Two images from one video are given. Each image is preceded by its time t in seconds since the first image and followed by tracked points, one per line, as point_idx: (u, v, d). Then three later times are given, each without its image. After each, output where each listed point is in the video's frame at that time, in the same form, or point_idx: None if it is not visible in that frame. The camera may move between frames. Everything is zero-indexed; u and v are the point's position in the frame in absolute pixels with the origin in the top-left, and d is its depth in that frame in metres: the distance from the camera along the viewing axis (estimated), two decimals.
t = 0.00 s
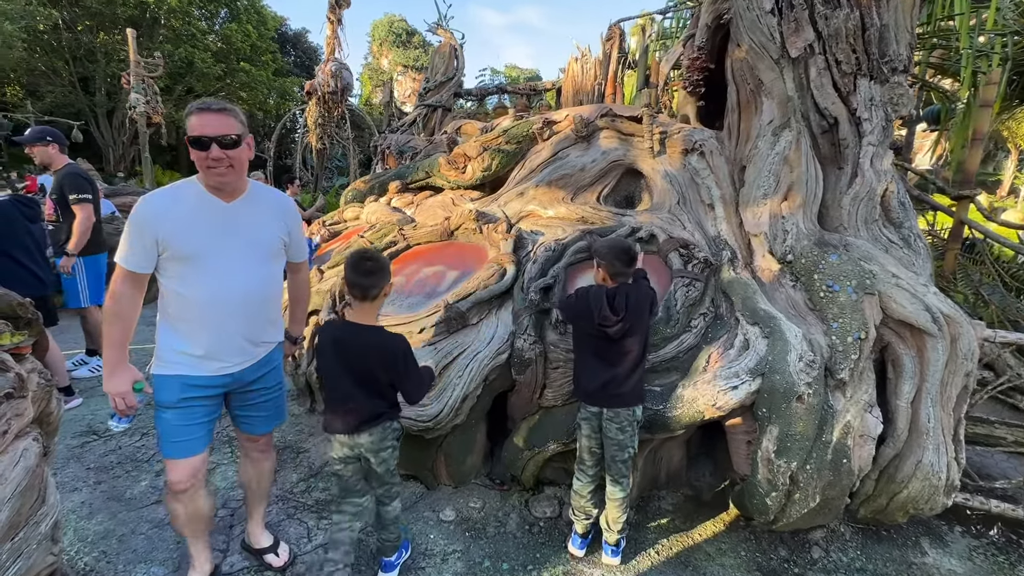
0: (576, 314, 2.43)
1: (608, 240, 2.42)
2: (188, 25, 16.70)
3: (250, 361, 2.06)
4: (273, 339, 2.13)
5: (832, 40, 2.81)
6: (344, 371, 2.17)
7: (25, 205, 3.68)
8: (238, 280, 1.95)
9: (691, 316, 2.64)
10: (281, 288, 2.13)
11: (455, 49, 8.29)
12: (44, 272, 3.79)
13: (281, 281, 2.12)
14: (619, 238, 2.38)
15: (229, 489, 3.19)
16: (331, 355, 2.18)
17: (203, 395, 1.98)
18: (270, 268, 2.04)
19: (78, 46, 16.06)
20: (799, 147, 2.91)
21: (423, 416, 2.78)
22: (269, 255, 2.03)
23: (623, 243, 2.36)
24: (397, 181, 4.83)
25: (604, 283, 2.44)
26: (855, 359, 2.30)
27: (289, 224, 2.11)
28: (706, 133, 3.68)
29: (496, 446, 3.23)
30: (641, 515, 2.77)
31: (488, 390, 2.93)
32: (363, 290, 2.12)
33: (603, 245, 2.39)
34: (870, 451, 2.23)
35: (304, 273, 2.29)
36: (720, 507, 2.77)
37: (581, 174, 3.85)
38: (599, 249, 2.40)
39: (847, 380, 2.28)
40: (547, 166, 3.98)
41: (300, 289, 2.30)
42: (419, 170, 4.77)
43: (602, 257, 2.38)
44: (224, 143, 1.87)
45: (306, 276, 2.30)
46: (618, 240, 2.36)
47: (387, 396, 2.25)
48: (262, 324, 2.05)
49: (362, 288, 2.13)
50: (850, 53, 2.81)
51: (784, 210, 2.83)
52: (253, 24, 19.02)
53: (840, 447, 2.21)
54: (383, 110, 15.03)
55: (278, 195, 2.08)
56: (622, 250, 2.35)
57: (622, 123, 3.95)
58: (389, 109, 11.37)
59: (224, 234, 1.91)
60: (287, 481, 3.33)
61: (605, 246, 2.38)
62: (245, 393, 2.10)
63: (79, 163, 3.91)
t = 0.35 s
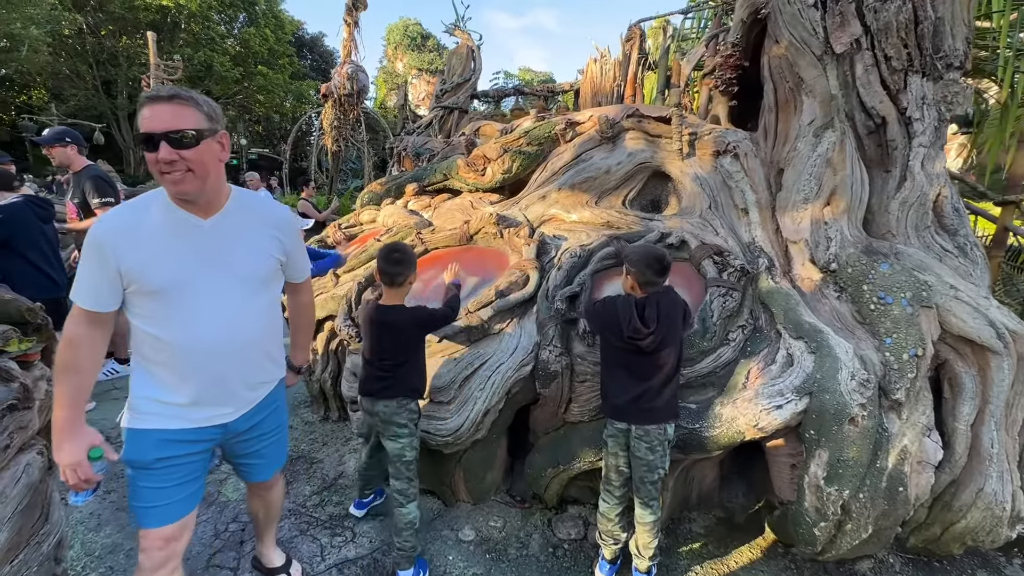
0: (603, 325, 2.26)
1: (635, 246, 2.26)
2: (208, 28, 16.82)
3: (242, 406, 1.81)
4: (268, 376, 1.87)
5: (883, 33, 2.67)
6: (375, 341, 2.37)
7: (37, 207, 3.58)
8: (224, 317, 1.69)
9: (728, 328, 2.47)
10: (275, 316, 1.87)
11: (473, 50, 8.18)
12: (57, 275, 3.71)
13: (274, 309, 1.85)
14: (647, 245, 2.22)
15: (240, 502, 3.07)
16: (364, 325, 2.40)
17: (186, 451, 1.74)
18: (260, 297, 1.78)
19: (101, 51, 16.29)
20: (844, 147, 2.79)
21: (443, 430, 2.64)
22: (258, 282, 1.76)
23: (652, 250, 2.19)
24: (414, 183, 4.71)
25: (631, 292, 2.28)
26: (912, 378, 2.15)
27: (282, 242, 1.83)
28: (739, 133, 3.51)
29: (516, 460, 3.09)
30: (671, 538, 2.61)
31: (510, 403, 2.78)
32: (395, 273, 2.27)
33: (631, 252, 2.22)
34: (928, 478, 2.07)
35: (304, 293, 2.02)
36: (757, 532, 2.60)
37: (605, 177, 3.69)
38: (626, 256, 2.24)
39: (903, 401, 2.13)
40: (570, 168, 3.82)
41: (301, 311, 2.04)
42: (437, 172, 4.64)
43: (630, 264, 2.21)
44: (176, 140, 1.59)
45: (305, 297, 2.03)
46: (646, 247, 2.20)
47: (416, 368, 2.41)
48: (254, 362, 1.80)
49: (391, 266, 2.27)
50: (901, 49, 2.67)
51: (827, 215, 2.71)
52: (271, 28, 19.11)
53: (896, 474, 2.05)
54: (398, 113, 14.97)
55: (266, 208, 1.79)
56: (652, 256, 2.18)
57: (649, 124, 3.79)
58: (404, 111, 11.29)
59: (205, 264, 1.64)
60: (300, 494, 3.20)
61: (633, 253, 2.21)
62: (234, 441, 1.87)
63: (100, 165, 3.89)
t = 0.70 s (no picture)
0: (624, 340, 2.12)
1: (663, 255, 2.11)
2: (229, 33, 16.92)
3: (168, 477, 1.26)
4: (209, 432, 1.30)
5: (931, 29, 2.84)
6: (389, 319, 2.58)
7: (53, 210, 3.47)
8: (109, 352, 1.17)
9: (762, 343, 2.31)
10: (214, 346, 1.30)
11: (489, 53, 8.08)
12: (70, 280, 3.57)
13: (210, 337, 1.29)
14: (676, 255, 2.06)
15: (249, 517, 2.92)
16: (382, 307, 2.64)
17: (100, 538, 1.27)
18: (174, 321, 1.22)
19: (125, 56, 16.52)
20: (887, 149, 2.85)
21: (458, 447, 2.50)
22: (164, 300, 1.20)
23: (682, 260, 2.03)
24: (428, 187, 4.60)
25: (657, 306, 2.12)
26: (968, 403, 2.06)
27: (209, 239, 1.26)
28: (770, 136, 3.34)
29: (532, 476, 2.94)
30: (698, 566, 2.42)
31: (527, 419, 2.65)
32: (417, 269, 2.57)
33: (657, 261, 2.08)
34: (986, 513, 1.97)
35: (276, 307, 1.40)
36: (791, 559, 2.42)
37: (627, 182, 3.55)
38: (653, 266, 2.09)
39: (958, 429, 2.04)
40: (590, 172, 3.68)
41: (277, 335, 1.41)
42: (452, 175, 4.53)
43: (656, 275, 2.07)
44: (25, 99, 1.08)
45: (276, 315, 1.40)
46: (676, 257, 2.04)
47: (426, 348, 2.60)
48: (174, 414, 1.24)
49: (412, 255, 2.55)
50: (951, 47, 2.82)
51: (868, 223, 2.74)
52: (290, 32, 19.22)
53: (951, 508, 1.92)
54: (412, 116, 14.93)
55: (182, 193, 1.26)
56: (681, 268, 2.02)
57: (673, 126, 3.62)
58: (419, 115, 11.22)
59: (80, 277, 1.15)
60: (309, 509, 2.99)
61: (660, 263, 2.07)
62: (184, 526, 1.31)
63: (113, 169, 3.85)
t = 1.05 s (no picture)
0: (638, 351, 1.96)
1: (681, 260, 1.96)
2: (247, 38, 17.06)
3: None
4: (89, 556, 0.94)
5: (972, 20, 2.71)
6: (389, 329, 2.46)
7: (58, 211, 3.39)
8: None
9: (785, 358, 2.15)
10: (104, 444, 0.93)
11: (501, 53, 7.96)
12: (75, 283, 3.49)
13: (95, 428, 0.92)
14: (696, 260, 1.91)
15: (248, 530, 2.74)
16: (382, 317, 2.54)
17: None
18: (27, 405, 0.86)
19: (146, 61, 16.75)
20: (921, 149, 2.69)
21: (460, 463, 2.36)
22: (11, 380, 0.84)
23: (701, 267, 1.88)
24: (437, 190, 4.48)
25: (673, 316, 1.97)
26: (1017, 426, 1.98)
27: (94, 288, 0.87)
28: (793, 136, 3.18)
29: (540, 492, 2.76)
30: None
31: (534, 435, 2.51)
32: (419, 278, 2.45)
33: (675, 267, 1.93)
34: None
35: (212, 388, 0.99)
36: None
37: (641, 185, 3.40)
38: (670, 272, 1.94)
39: (1006, 455, 1.95)
40: (602, 175, 3.53)
41: (213, 425, 1.00)
42: (461, 178, 4.41)
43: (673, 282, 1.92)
44: None
45: (211, 398, 0.99)
46: (696, 263, 1.89)
47: (429, 358, 2.48)
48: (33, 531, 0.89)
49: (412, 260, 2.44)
50: (994, 39, 2.70)
51: (901, 229, 2.57)
52: (306, 36, 19.30)
53: (999, 544, 1.77)
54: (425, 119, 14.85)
55: (70, 220, 0.89)
56: (702, 275, 1.87)
57: (690, 126, 3.45)
58: (433, 117, 11.14)
59: None
60: (308, 522, 2.82)
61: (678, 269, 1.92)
62: None
63: (118, 170, 3.79)
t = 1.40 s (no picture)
0: (637, 357, 1.86)
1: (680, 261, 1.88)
2: (256, 39, 17.10)
3: None
4: None
5: (998, 10, 2.57)
6: (383, 332, 2.38)
7: (56, 212, 3.29)
8: None
9: (795, 366, 2.04)
10: None
11: (507, 53, 7.88)
12: (73, 285, 3.41)
13: None
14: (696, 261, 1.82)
15: (237, 537, 2.56)
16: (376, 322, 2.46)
17: None
18: None
19: (157, 62, 16.86)
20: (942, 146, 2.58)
21: (454, 472, 2.26)
22: None
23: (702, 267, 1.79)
24: (438, 190, 4.39)
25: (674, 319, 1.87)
26: None
27: None
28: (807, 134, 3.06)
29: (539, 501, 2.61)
30: None
31: (531, 443, 2.40)
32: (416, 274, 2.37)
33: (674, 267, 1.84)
34: None
35: (99, 524, 0.64)
36: None
37: (646, 184, 3.29)
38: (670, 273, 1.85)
39: None
40: (606, 174, 3.43)
41: None
42: (463, 177, 4.32)
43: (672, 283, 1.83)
44: None
45: (98, 540, 0.64)
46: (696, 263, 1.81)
47: (424, 361, 2.38)
48: None
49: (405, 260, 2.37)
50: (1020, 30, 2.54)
51: (919, 231, 2.47)
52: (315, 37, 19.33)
53: None
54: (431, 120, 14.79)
55: None
56: (703, 275, 1.77)
57: (697, 124, 3.33)
58: (440, 118, 11.05)
59: None
60: (299, 531, 2.63)
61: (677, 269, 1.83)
62: None
63: (119, 169, 3.70)
